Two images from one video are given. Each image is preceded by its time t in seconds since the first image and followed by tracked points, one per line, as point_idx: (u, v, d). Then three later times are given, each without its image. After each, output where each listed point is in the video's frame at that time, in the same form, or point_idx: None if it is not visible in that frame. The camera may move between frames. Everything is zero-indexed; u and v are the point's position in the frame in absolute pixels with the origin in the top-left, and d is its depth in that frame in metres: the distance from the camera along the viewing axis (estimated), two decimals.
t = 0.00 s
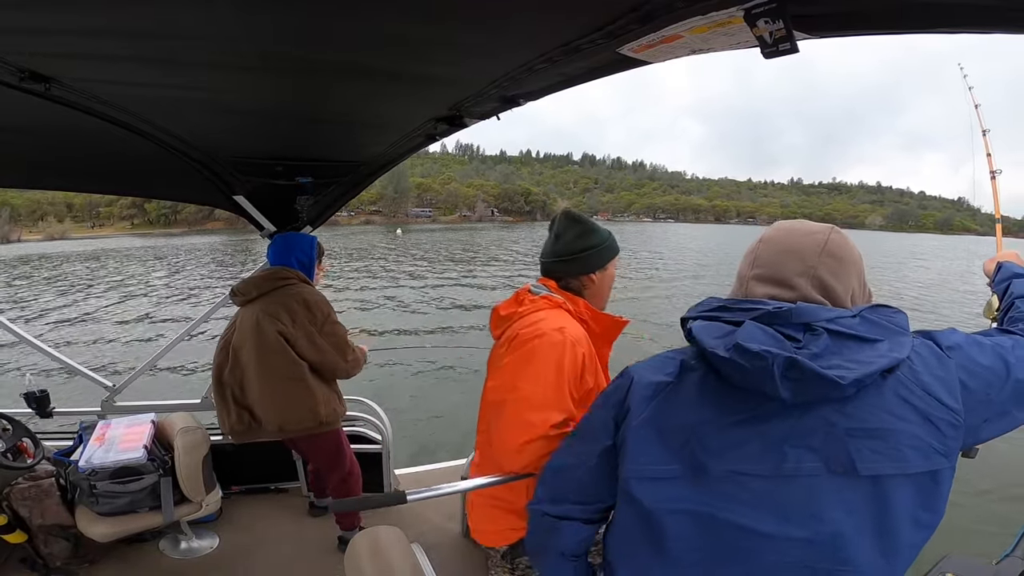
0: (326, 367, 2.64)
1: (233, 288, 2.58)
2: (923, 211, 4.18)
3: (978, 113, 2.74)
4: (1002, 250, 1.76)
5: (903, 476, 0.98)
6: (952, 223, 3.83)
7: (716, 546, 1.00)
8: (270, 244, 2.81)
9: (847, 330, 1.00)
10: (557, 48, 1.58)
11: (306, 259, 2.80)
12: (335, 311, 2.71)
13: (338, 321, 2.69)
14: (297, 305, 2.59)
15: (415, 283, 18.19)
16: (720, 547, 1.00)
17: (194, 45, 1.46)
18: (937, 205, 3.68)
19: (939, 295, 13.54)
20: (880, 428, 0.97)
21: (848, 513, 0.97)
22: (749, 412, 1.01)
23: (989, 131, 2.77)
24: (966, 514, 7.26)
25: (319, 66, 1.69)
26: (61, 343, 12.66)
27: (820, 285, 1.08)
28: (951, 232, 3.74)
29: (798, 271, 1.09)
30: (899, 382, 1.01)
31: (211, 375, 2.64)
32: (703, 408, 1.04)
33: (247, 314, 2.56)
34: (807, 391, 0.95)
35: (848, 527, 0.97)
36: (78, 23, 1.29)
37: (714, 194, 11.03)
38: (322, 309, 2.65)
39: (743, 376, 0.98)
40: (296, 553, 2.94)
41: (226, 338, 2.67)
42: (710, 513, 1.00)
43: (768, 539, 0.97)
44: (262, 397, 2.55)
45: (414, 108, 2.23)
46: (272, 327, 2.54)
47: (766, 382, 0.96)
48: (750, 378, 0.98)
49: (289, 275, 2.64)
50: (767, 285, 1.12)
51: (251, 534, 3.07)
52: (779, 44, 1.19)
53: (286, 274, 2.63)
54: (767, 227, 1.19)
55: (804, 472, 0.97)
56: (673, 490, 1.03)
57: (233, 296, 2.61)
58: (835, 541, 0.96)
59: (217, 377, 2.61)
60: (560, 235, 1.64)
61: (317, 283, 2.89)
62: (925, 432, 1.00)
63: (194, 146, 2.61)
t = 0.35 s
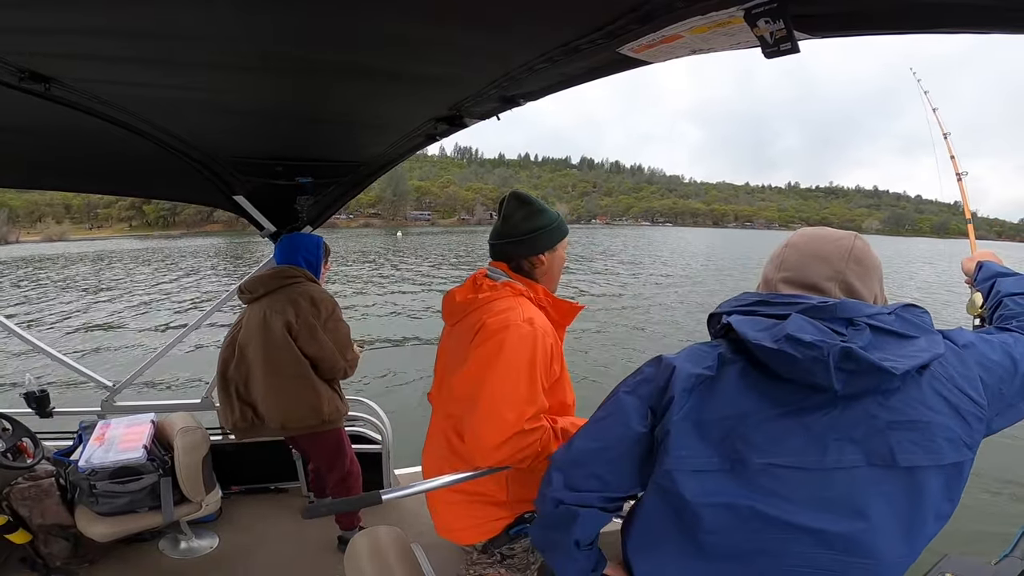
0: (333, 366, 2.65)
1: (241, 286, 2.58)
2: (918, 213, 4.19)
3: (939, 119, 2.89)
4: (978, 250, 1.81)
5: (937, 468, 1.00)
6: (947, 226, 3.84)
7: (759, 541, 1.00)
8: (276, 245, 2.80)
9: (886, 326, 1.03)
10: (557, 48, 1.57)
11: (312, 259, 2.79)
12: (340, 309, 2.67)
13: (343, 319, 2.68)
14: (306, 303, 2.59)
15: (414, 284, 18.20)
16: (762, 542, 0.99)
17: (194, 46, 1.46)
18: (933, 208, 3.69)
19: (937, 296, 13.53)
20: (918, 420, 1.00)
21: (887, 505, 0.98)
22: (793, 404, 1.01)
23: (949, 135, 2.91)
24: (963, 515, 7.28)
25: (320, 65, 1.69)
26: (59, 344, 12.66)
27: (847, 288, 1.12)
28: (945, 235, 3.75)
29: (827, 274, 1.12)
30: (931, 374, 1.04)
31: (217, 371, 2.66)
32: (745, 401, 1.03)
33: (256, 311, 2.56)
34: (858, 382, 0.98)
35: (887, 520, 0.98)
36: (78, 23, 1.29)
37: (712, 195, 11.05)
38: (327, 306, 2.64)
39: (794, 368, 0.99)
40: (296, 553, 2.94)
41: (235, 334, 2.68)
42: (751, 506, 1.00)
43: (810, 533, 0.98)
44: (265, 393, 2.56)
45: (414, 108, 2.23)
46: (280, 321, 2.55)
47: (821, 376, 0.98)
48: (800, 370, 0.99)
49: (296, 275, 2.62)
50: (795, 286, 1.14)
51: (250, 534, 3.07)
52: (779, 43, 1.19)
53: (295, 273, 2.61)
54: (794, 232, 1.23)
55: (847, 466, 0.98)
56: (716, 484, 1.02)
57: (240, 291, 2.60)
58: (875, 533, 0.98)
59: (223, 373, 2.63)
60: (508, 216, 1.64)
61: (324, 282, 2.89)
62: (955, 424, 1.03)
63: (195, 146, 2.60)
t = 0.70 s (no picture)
0: (337, 366, 2.66)
1: (246, 284, 2.57)
2: (917, 213, 4.19)
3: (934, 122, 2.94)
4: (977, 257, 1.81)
5: (945, 466, 1.01)
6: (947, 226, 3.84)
7: (771, 546, 0.99)
8: (280, 243, 2.80)
9: (882, 329, 1.03)
10: (556, 48, 1.57)
11: (317, 257, 2.79)
12: (344, 308, 2.65)
13: (349, 320, 2.66)
14: (311, 303, 2.58)
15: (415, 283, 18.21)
16: (776, 548, 0.99)
17: (194, 45, 1.46)
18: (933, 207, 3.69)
19: (937, 296, 13.55)
20: (923, 419, 1.01)
21: (898, 505, 0.99)
22: (798, 409, 1.01)
23: (949, 142, 2.99)
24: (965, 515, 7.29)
25: (319, 66, 1.69)
26: (59, 343, 12.65)
27: (850, 291, 1.12)
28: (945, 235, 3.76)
29: (830, 277, 1.13)
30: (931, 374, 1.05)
31: (220, 368, 2.65)
32: (751, 407, 1.03)
33: (261, 310, 2.54)
34: (860, 384, 0.99)
35: (896, 518, 0.99)
36: (78, 23, 1.29)
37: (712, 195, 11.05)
38: (333, 306, 2.63)
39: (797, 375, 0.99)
40: (296, 553, 2.94)
41: (239, 332, 2.67)
42: (761, 514, 0.99)
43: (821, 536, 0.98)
44: (270, 393, 2.56)
45: (414, 108, 2.23)
46: (284, 323, 2.53)
47: (824, 380, 0.98)
48: (802, 375, 0.99)
49: (301, 272, 2.60)
50: (799, 290, 1.14)
51: (250, 534, 3.07)
52: (783, 43, 1.19)
53: (299, 272, 2.59)
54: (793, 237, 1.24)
55: (855, 467, 0.98)
56: (727, 493, 1.01)
57: (246, 290, 2.59)
58: (884, 531, 0.99)
59: (226, 371, 2.63)
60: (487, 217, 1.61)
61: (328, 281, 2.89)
62: (960, 423, 1.04)
63: (195, 146, 2.60)
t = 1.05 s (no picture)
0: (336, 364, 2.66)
1: (246, 284, 2.56)
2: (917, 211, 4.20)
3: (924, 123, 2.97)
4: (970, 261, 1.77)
5: (940, 470, 1.01)
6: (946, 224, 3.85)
7: (763, 555, 1.00)
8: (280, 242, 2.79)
9: (874, 330, 1.04)
10: (557, 48, 1.57)
11: (317, 256, 2.79)
12: (346, 309, 2.72)
13: (348, 317, 2.74)
14: (311, 303, 2.59)
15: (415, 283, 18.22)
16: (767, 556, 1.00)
17: (194, 45, 1.47)
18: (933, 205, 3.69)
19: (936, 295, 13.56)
20: (917, 423, 1.00)
21: (891, 511, 0.99)
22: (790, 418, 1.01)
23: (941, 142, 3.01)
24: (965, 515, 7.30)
25: (319, 66, 1.69)
26: (59, 343, 12.65)
27: (838, 293, 1.12)
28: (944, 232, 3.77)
29: (818, 279, 1.13)
30: (924, 379, 1.05)
31: (219, 369, 2.65)
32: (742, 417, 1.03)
33: (260, 310, 2.54)
34: (853, 389, 0.98)
35: (888, 524, 0.99)
36: (79, 23, 1.30)
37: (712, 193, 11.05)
38: (333, 304, 2.67)
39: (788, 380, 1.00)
40: (296, 553, 2.94)
41: (238, 332, 2.66)
42: (752, 522, 1.00)
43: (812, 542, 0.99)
44: (270, 393, 2.56)
45: (414, 108, 2.23)
46: (284, 321, 2.52)
47: (817, 385, 0.98)
48: (797, 380, 0.99)
49: (302, 272, 2.61)
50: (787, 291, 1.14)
51: (251, 534, 3.07)
52: (781, 43, 1.19)
53: (299, 272, 2.59)
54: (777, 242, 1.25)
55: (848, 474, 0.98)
56: (719, 503, 1.01)
57: (245, 291, 2.58)
58: (876, 539, 0.99)
59: (226, 372, 2.63)
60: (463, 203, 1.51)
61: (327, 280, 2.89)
62: (954, 425, 1.03)
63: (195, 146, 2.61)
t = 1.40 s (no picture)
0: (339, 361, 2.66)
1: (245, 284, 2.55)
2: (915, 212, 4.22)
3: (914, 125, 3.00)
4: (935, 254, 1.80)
5: (908, 459, 1.02)
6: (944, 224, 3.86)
7: (741, 538, 0.99)
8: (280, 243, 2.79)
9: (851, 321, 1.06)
10: (557, 48, 1.57)
11: (318, 256, 2.79)
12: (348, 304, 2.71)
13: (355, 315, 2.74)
14: (316, 300, 2.60)
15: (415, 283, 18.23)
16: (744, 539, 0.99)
17: (193, 45, 1.47)
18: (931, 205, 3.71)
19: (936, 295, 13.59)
20: (888, 410, 1.01)
21: (863, 499, 0.99)
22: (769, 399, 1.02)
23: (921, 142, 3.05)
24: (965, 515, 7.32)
25: (318, 66, 1.69)
26: (59, 345, 12.65)
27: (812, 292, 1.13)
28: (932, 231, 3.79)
29: (791, 278, 1.13)
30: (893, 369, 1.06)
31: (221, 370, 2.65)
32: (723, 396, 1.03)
33: (264, 308, 2.53)
34: (831, 370, 0.99)
35: (861, 512, 0.99)
36: (79, 23, 1.30)
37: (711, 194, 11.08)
38: (339, 303, 2.69)
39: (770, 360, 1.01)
40: (296, 553, 2.94)
41: (238, 332, 2.67)
42: (730, 504, 0.99)
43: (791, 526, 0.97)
44: (274, 391, 2.56)
45: (413, 108, 2.23)
46: (291, 320, 2.53)
47: (799, 364, 0.99)
48: (778, 359, 1.00)
49: (304, 272, 2.61)
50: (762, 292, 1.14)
51: (250, 534, 3.07)
52: (778, 44, 1.18)
53: (303, 271, 2.60)
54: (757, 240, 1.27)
55: (824, 457, 0.98)
56: (699, 482, 1.01)
57: (246, 291, 2.57)
58: (851, 526, 0.98)
59: (228, 372, 2.62)
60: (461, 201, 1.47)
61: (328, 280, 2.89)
62: (921, 413, 1.05)
63: (195, 146, 2.61)
